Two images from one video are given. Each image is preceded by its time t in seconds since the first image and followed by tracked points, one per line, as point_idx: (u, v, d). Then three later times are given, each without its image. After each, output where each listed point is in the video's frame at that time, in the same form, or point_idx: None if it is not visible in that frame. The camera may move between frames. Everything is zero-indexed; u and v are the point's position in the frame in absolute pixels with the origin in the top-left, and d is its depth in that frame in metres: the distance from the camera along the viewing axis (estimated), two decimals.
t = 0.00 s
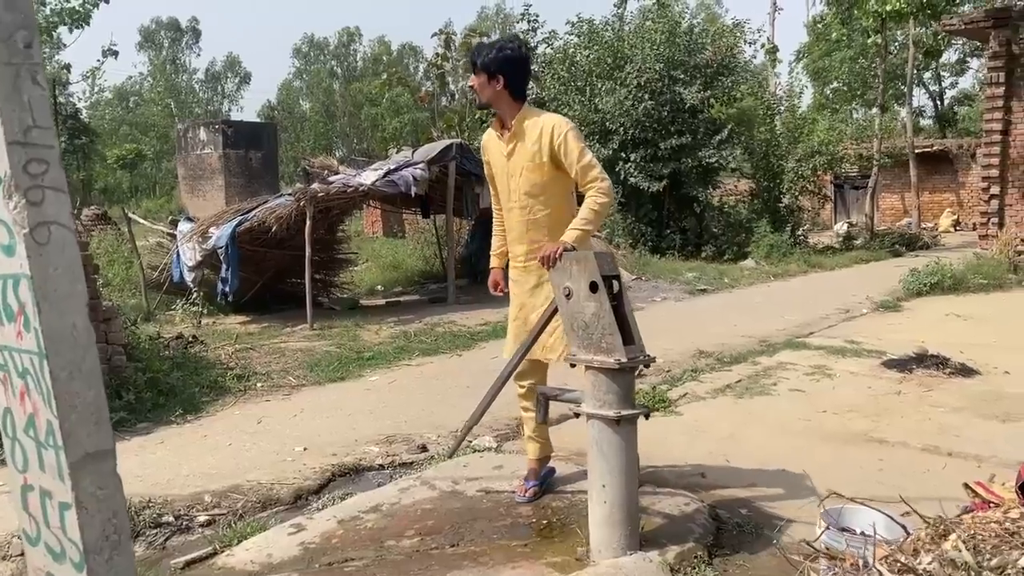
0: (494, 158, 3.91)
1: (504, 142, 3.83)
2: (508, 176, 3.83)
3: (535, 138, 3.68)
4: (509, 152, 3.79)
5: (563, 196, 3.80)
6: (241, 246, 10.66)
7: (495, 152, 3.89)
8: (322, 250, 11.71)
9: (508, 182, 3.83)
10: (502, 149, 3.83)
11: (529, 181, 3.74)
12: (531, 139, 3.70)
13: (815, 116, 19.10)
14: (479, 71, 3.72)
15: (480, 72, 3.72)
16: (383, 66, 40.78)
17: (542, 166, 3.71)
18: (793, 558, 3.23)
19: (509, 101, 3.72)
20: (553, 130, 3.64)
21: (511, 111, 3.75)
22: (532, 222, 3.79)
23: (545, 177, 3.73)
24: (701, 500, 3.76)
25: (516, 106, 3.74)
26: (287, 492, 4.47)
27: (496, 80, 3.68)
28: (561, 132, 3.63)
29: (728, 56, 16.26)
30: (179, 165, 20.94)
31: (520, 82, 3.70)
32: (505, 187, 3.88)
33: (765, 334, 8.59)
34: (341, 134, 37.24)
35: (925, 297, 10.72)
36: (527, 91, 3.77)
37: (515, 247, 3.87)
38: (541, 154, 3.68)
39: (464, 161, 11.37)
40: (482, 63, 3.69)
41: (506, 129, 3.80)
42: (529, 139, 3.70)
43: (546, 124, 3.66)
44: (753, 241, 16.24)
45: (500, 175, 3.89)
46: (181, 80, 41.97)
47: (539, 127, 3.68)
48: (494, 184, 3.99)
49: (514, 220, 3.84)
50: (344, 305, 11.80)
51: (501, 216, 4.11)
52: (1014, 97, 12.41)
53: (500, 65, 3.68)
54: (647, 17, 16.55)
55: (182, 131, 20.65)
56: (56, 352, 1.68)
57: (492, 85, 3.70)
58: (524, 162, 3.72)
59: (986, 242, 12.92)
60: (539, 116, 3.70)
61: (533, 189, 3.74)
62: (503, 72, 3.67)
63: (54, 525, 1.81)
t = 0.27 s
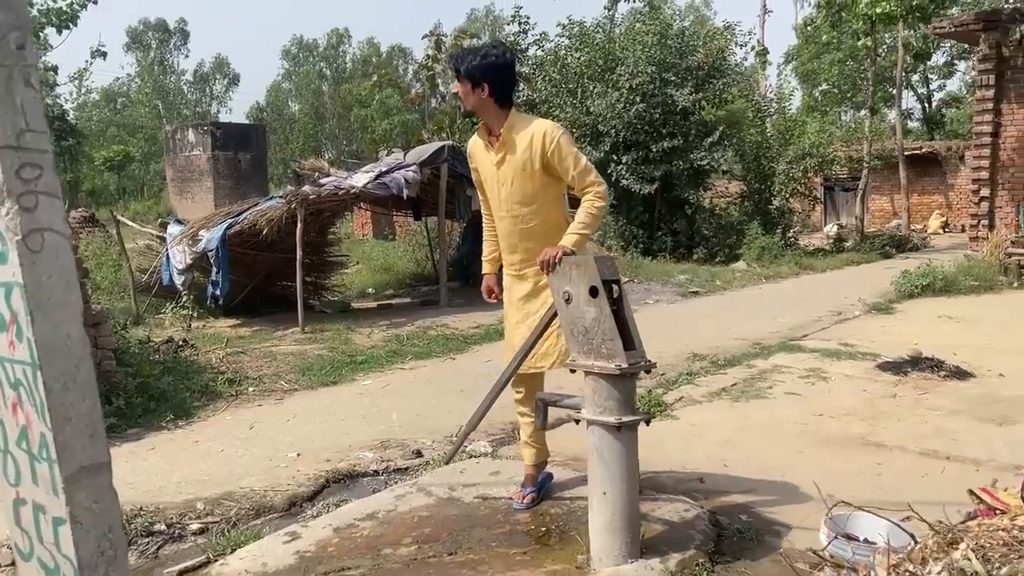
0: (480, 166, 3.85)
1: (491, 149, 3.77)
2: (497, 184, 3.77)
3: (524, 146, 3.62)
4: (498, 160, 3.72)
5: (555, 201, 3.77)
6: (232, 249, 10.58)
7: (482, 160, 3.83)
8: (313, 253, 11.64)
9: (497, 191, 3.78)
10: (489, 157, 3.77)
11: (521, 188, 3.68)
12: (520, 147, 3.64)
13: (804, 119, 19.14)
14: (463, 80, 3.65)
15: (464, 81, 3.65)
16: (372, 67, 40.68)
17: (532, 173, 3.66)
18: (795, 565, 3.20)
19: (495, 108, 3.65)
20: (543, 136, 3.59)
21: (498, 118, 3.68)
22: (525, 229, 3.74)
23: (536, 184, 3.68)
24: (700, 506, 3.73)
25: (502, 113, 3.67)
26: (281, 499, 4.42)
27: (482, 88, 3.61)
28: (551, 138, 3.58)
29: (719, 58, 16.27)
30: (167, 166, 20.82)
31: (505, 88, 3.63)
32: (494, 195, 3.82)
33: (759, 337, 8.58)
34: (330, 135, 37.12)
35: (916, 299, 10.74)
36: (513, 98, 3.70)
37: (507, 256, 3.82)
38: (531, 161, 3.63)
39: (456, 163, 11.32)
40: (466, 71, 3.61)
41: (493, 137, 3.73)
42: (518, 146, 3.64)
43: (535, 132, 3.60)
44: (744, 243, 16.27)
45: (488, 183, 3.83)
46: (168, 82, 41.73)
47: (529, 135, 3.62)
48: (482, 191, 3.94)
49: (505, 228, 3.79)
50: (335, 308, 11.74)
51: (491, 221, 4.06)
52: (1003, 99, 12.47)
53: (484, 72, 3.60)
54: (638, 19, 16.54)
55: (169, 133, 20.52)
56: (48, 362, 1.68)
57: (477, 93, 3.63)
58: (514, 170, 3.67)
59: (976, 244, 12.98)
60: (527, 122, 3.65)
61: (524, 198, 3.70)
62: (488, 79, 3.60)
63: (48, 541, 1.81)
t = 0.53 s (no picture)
0: (478, 167, 3.81)
1: (489, 149, 3.73)
2: (494, 185, 3.73)
3: (522, 146, 3.58)
4: (495, 161, 3.68)
5: (554, 205, 3.72)
6: (221, 252, 10.50)
7: (479, 160, 3.79)
8: (304, 256, 11.56)
9: (494, 192, 3.73)
10: (488, 157, 3.72)
11: (518, 189, 3.64)
12: (517, 147, 3.60)
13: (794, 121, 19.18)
14: (462, 78, 3.62)
15: (464, 79, 3.62)
16: (361, 69, 40.54)
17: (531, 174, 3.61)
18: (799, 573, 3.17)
19: (494, 107, 3.62)
20: (542, 137, 3.56)
21: (496, 119, 3.64)
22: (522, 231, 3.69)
23: (534, 185, 3.63)
24: (702, 513, 3.70)
25: (500, 114, 3.64)
26: (275, 507, 4.37)
27: (480, 87, 3.58)
28: (551, 139, 3.55)
29: (710, 61, 16.28)
30: (155, 168, 20.68)
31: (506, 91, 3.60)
32: (491, 196, 3.77)
33: (753, 340, 8.57)
34: (318, 137, 36.97)
35: (907, 301, 10.76)
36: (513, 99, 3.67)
37: (504, 259, 3.77)
38: (530, 162, 3.59)
39: (447, 166, 11.26)
40: (465, 70, 3.59)
41: (491, 137, 3.69)
42: (516, 147, 3.60)
43: (533, 132, 3.57)
44: (735, 245, 16.28)
45: (485, 184, 3.78)
46: (155, 83, 41.43)
47: (528, 135, 3.58)
48: (479, 193, 3.89)
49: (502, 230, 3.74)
50: (326, 311, 11.67)
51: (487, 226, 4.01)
52: (993, 102, 12.53)
53: (483, 70, 3.58)
54: (628, 21, 16.52)
55: (156, 134, 20.36)
56: (47, 372, 1.90)
57: (476, 93, 3.60)
58: (511, 169, 3.62)
59: (965, 245, 13.03)
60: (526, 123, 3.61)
61: (522, 199, 3.65)
62: (488, 80, 3.57)
63: (49, 557, 2.03)
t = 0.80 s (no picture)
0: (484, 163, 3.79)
1: (494, 147, 3.72)
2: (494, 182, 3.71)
3: (522, 144, 3.55)
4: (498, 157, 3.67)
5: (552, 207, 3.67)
6: (210, 255, 10.42)
7: (486, 156, 3.77)
8: (293, 260, 11.48)
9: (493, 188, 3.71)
10: (492, 153, 3.71)
11: (514, 187, 3.60)
12: (517, 144, 3.57)
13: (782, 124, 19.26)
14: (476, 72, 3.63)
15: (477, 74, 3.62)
16: (348, 72, 40.41)
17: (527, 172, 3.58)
18: None
19: (502, 104, 3.61)
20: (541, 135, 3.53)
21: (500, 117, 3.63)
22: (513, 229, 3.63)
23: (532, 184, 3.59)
24: (701, 519, 3.68)
25: (506, 111, 3.62)
26: (269, 514, 4.31)
27: (491, 83, 3.58)
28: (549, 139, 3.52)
29: (699, 64, 16.30)
30: (140, 170, 20.54)
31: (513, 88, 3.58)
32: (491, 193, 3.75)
33: (745, 343, 8.58)
34: (305, 140, 36.82)
35: (897, 304, 10.81)
36: (524, 98, 3.65)
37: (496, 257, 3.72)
38: (527, 160, 3.55)
39: (438, 169, 11.20)
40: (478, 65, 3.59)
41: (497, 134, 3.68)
42: (516, 144, 3.58)
43: (535, 131, 3.54)
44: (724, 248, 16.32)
45: (487, 180, 3.76)
46: (140, 85, 41.14)
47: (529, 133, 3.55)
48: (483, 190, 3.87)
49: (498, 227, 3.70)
50: (316, 315, 11.60)
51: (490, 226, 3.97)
52: (980, 105, 12.61)
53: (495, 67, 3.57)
54: (618, 25, 16.53)
55: (142, 137, 20.22)
56: (48, 385, 1.88)
57: (486, 88, 3.60)
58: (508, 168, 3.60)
59: (953, 248, 13.09)
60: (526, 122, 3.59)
61: (517, 197, 3.61)
62: (498, 77, 3.57)
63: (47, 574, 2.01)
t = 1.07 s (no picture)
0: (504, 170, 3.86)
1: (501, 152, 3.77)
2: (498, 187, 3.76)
3: (512, 149, 3.57)
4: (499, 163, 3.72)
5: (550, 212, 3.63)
6: (199, 260, 10.36)
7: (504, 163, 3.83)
8: (282, 264, 11.44)
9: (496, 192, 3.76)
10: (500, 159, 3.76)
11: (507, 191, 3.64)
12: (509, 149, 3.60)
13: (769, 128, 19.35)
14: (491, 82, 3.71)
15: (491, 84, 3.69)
16: (335, 74, 40.28)
17: (520, 177, 3.59)
18: None
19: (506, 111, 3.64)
20: (525, 139, 3.52)
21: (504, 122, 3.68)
22: (507, 234, 3.67)
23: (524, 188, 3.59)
24: (698, 524, 3.69)
25: (508, 118, 3.65)
26: (264, 521, 4.30)
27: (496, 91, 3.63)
28: (533, 141, 3.50)
29: (687, 69, 16.36)
30: (126, 173, 20.43)
31: (513, 93, 3.59)
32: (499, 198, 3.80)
33: (736, 346, 8.61)
34: (291, 143, 36.67)
35: (885, 307, 10.88)
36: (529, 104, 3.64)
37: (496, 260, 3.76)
38: (516, 166, 3.58)
39: (429, 173, 11.19)
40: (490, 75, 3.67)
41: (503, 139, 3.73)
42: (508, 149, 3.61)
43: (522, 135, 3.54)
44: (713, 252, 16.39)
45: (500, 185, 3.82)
46: (125, 87, 40.84)
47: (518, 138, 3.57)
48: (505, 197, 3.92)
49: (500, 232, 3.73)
50: (305, 319, 11.56)
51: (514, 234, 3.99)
52: (966, 109, 12.71)
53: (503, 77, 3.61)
54: (606, 29, 16.57)
55: (127, 140, 20.11)
56: (57, 399, 1.96)
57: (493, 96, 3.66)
58: (503, 173, 3.64)
59: (940, 252, 13.18)
60: (519, 124, 3.59)
61: (512, 200, 3.64)
62: (501, 85, 3.63)
63: None
